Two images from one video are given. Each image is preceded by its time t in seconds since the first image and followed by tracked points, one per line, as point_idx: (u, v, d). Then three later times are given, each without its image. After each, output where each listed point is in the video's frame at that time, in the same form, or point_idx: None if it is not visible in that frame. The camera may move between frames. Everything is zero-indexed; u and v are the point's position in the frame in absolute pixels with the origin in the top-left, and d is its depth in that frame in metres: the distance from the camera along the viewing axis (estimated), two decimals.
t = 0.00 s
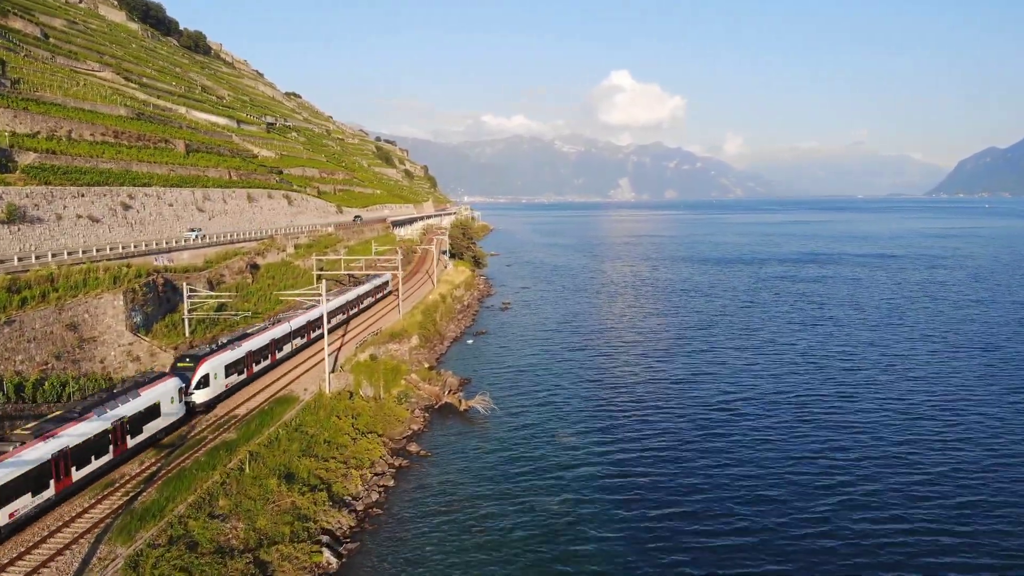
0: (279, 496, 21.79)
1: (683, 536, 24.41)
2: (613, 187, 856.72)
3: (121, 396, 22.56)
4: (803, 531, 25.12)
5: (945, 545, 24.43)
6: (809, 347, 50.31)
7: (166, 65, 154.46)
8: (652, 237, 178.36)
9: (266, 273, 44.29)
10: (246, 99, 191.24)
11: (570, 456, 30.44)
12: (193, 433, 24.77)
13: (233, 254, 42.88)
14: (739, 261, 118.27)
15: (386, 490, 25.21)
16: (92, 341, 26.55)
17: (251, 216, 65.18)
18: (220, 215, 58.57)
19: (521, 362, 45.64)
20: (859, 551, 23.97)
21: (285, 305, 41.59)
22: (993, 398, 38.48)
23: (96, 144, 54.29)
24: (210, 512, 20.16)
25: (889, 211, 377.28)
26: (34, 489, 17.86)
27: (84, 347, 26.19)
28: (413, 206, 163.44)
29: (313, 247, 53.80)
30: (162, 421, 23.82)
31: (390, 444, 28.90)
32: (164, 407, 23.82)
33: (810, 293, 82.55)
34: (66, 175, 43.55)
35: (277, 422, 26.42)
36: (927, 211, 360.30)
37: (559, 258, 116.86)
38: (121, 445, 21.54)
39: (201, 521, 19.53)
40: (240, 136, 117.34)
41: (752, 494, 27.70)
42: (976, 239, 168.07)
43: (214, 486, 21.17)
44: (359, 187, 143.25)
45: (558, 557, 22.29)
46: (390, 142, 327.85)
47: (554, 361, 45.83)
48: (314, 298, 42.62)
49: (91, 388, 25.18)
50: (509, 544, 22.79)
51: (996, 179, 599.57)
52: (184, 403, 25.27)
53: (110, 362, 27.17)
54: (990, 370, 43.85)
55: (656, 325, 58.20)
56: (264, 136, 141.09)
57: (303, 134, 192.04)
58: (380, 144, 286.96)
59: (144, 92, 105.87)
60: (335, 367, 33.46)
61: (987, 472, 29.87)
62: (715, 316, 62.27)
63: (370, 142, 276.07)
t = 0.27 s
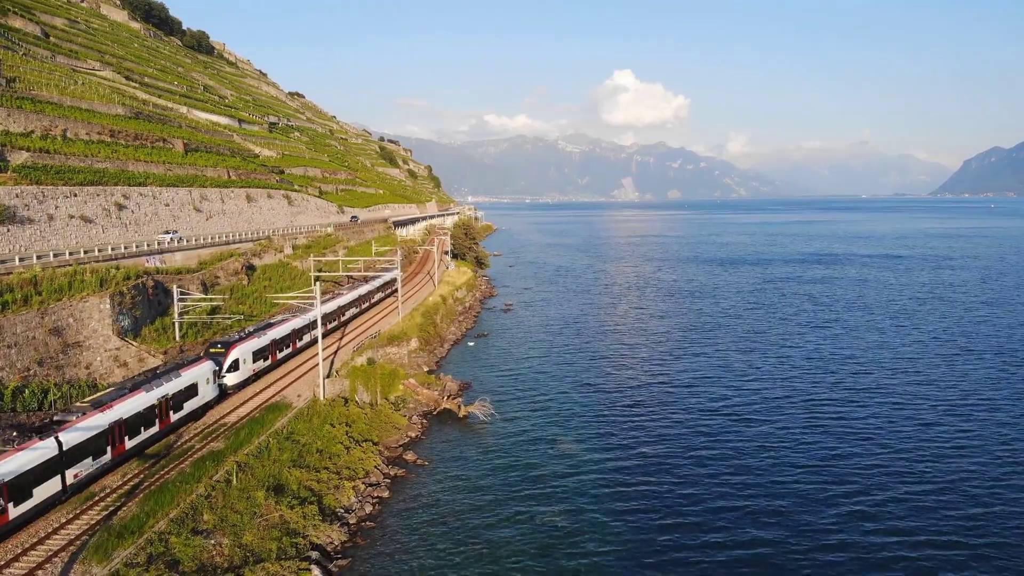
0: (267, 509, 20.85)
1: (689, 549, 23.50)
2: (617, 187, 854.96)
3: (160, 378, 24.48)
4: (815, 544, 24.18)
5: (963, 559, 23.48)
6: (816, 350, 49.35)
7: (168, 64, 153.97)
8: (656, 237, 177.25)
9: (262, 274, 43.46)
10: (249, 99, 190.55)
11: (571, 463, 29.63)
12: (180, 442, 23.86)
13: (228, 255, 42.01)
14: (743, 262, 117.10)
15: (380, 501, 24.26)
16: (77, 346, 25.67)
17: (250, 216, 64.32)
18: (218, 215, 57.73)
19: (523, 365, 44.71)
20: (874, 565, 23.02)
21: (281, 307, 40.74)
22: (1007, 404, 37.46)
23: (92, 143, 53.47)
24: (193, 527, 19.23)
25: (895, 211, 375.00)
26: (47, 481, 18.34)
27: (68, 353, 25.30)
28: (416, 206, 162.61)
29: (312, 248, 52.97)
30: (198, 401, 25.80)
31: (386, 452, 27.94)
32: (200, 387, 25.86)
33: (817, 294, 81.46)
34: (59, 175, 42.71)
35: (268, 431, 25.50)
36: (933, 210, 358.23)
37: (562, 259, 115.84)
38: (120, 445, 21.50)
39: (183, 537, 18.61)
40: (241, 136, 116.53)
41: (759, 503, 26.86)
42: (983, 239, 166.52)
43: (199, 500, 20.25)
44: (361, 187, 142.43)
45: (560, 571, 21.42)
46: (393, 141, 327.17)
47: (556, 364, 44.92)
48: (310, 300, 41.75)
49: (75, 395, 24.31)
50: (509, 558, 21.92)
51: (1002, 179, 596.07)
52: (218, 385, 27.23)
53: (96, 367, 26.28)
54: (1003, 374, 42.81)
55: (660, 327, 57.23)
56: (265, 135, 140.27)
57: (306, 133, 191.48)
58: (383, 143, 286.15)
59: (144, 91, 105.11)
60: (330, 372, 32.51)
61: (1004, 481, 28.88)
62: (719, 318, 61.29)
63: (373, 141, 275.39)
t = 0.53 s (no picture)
0: (254, 524, 19.89)
1: (696, 563, 22.56)
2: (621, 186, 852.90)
3: (195, 361, 26.27)
4: (827, 557, 23.22)
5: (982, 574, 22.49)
6: (824, 353, 48.29)
7: (170, 64, 153.53)
8: (660, 237, 175.97)
9: (259, 276, 42.58)
10: (251, 98, 189.90)
11: (573, 470, 28.75)
12: (165, 452, 22.96)
13: (222, 256, 41.10)
14: (748, 262, 115.89)
15: (374, 514, 23.29)
16: (61, 351, 24.78)
17: (248, 216, 63.45)
18: (216, 215, 56.88)
19: (524, 369, 43.69)
20: None
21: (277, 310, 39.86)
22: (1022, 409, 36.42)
23: (87, 142, 52.65)
24: (174, 544, 18.29)
25: (901, 211, 372.54)
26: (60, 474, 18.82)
27: (51, 358, 24.39)
28: (418, 205, 161.60)
29: (310, 248, 52.06)
30: (230, 382, 27.72)
31: (381, 461, 26.95)
32: (232, 370, 27.73)
33: (823, 295, 80.30)
34: (51, 174, 41.88)
35: (258, 440, 24.54)
36: (940, 210, 355.65)
37: (565, 259, 114.78)
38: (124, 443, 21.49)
39: (163, 556, 17.65)
40: (242, 135, 115.76)
41: (768, 513, 25.93)
42: (990, 240, 164.88)
43: (181, 515, 19.32)
44: (363, 186, 141.56)
45: None
46: (396, 141, 326.58)
47: (558, 367, 43.95)
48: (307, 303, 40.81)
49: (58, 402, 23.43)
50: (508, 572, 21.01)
51: (1009, 179, 592.31)
52: (246, 368, 28.92)
53: (81, 373, 25.37)
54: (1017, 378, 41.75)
55: (665, 329, 56.23)
56: (267, 134, 139.53)
57: (308, 133, 190.87)
58: (386, 143, 285.30)
59: (145, 90, 104.37)
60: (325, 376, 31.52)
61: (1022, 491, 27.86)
62: (725, 320, 60.23)
63: (377, 141, 274.65)
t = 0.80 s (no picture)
0: (239, 540, 18.96)
1: None
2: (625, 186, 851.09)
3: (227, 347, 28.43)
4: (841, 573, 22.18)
5: None
6: (833, 356, 47.12)
7: (172, 63, 153.25)
8: (665, 237, 174.63)
9: (255, 277, 41.65)
10: (254, 98, 189.31)
11: (574, 479, 27.77)
12: (149, 464, 22.04)
13: (217, 257, 40.15)
14: (754, 262, 114.65)
15: (367, 527, 22.31)
16: (44, 357, 23.84)
17: (247, 216, 62.55)
18: (213, 215, 55.98)
19: (526, 373, 42.65)
20: None
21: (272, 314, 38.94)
22: None
23: (83, 141, 51.83)
24: (154, 563, 17.37)
25: (908, 211, 370.01)
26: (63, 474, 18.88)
27: (33, 365, 23.45)
28: (422, 205, 160.72)
29: (308, 249, 51.12)
30: (259, 367, 29.97)
31: (376, 471, 25.95)
32: (260, 356, 30.06)
33: (831, 297, 79.10)
34: (44, 173, 41.04)
35: (247, 449, 23.62)
36: (947, 210, 353.04)
37: (569, 259, 113.67)
38: (121, 445, 21.25)
39: None
40: (243, 135, 115.02)
41: (778, 525, 24.90)
42: (999, 240, 163.11)
43: (162, 532, 18.41)
44: (366, 186, 140.71)
45: None
46: (400, 141, 325.53)
47: (560, 371, 42.94)
48: (302, 306, 39.84)
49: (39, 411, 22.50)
50: None
51: (1016, 178, 588.45)
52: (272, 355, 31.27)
53: (64, 381, 24.43)
54: None
55: (670, 331, 55.13)
56: (269, 134, 138.79)
57: (311, 133, 190.33)
58: (390, 143, 284.61)
59: (146, 90, 103.71)
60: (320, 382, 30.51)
61: None
62: (731, 322, 59.06)
63: (380, 140, 273.95)
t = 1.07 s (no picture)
0: (222, 558, 18.02)
1: None
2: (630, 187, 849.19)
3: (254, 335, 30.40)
4: None
5: None
6: (842, 361, 45.87)
7: (175, 63, 153.02)
8: (670, 238, 173.11)
9: (251, 279, 40.73)
10: (257, 98, 188.85)
11: (573, 490, 26.74)
12: (131, 475, 21.07)
13: (211, 258, 39.21)
14: (760, 264, 113.29)
15: (359, 542, 21.35)
16: (25, 364, 22.94)
17: (246, 217, 61.67)
18: (211, 216, 55.11)
19: (527, 377, 41.56)
20: None
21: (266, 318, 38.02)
22: None
23: (78, 140, 51.04)
24: None
25: (916, 211, 367.12)
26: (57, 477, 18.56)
27: (13, 372, 22.54)
28: (425, 205, 159.74)
29: (307, 250, 50.19)
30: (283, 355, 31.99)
31: (370, 482, 24.97)
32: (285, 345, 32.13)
33: (839, 299, 77.82)
34: (36, 173, 40.26)
35: (235, 460, 22.67)
36: (955, 211, 350.12)
37: (573, 260, 112.61)
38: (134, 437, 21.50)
39: None
40: (245, 135, 114.32)
41: (787, 540, 23.85)
42: (1009, 241, 161.17)
43: (141, 550, 17.49)
44: (369, 186, 139.85)
45: None
46: (404, 141, 324.77)
47: (562, 375, 41.86)
48: (298, 309, 38.89)
49: (18, 420, 21.60)
50: None
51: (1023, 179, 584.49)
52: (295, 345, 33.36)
53: (47, 388, 23.54)
54: None
55: (675, 334, 53.98)
56: (272, 134, 138.08)
57: (314, 133, 189.75)
58: (394, 143, 283.76)
59: (147, 90, 103.12)
60: (314, 388, 29.48)
61: None
62: (737, 325, 57.84)
63: (384, 141, 273.16)
